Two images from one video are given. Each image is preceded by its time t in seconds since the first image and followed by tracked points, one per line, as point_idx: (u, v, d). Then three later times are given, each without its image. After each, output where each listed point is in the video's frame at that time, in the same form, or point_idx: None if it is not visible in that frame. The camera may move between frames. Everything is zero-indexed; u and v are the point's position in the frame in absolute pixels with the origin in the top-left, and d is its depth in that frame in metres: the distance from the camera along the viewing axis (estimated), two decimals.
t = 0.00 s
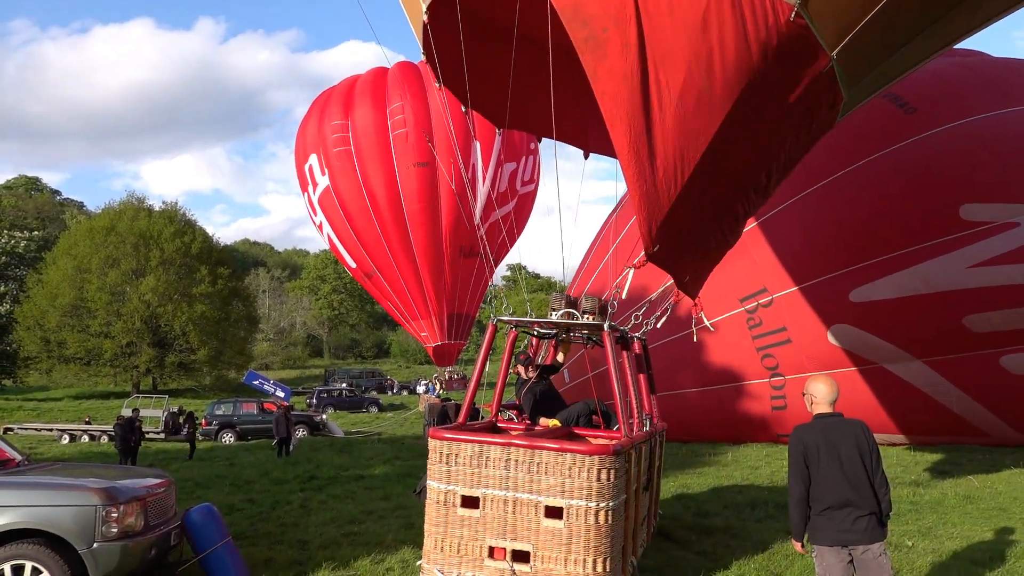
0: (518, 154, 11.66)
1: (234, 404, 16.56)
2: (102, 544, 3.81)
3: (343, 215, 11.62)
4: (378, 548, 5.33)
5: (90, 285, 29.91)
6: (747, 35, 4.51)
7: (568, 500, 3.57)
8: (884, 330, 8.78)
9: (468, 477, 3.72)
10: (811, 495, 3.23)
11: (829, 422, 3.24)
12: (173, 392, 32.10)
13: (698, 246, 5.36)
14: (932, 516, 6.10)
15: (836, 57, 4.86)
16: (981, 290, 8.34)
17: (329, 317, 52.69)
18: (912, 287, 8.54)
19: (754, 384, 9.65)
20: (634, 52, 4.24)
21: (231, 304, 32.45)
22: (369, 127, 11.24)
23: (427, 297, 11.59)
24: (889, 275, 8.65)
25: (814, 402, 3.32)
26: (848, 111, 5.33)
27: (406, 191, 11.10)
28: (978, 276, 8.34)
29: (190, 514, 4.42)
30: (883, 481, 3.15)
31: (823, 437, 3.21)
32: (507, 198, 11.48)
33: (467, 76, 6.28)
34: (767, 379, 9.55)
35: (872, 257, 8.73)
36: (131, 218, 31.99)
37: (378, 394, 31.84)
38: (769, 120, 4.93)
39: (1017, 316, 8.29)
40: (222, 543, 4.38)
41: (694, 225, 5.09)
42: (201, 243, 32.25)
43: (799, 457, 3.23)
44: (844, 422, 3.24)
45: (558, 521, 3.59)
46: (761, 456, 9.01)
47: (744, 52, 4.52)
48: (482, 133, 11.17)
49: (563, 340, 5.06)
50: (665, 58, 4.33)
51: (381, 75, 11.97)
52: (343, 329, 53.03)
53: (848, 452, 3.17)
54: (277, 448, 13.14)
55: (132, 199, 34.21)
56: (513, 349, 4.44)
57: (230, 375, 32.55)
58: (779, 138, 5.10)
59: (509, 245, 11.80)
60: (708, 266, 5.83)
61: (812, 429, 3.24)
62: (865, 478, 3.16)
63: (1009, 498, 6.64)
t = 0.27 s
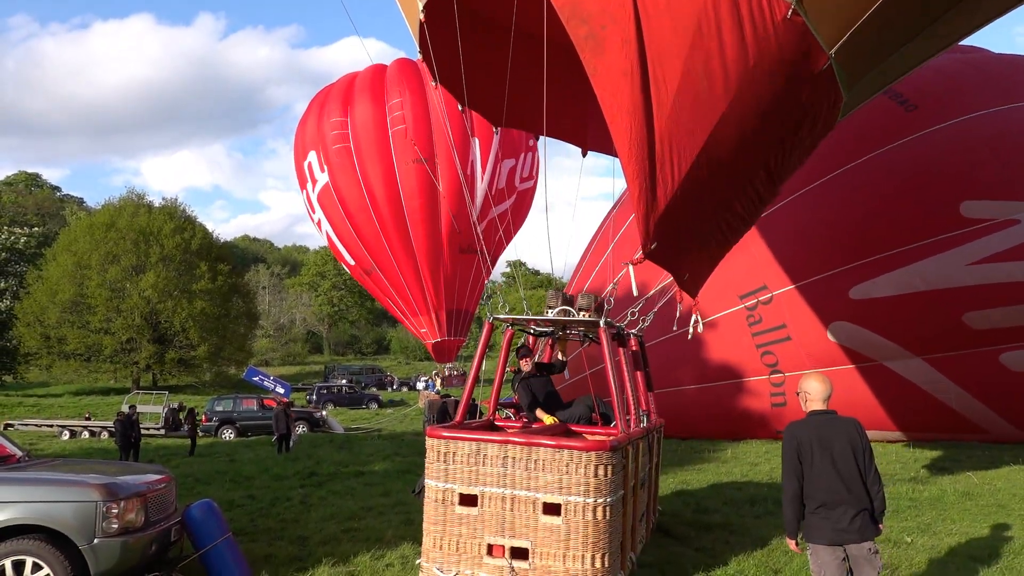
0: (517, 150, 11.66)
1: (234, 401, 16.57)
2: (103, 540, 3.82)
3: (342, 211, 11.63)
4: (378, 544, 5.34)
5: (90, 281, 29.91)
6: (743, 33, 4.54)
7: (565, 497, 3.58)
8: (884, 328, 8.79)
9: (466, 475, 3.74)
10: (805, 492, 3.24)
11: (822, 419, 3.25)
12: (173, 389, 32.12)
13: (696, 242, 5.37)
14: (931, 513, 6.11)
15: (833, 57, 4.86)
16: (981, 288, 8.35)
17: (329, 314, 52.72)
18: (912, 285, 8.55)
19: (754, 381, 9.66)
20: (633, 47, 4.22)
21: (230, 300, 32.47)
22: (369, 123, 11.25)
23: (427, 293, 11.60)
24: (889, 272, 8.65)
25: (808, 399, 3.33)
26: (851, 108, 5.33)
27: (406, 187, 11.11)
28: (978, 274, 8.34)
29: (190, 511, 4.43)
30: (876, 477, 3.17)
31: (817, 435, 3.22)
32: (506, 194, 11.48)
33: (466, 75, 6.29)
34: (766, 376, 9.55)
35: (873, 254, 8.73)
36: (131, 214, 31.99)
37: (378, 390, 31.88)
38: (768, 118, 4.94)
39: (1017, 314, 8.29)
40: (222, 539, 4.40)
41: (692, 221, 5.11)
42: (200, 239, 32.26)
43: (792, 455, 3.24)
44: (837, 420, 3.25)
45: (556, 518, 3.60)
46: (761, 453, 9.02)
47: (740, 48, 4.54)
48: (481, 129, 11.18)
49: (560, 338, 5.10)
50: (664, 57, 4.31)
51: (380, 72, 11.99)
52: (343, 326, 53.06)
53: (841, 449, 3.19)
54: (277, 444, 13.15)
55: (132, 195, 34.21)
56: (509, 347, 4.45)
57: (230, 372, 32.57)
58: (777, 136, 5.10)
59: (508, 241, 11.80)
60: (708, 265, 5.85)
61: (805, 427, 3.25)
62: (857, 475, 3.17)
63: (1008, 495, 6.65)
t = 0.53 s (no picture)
0: (515, 147, 11.66)
1: (234, 398, 16.58)
2: (102, 537, 3.82)
3: (341, 209, 11.61)
4: (378, 541, 5.35)
5: (90, 279, 29.90)
6: (739, 30, 4.54)
7: (562, 494, 3.59)
8: (883, 326, 8.79)
9: (462, 474, 3.74)
10: (798, 489, 3.25)
11: (813, 416, 3.26)
12: (172, 386, 32.14)
13: (695, 239, 5.37)
14: (930, 510, 6.12)
15: (828, 56, 4.87)
16: (980, 286, 8.35)
17: (329, 311, 52.72)
18: (912, 283, 8.55)
19: (754, 379, 9.66)
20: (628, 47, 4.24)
21: (230, 298, 32.47)
22: (367, 121, 11.23)
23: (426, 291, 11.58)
24: (888, 270, 8.65)
25: (798, 398, 3.34)
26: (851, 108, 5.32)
27: (404, 184, 11.09)
28: (977, 272, 8.35)
29: (190, 507, 4.44)
30: (867, 472, 3.16)
31: (809, 431, 3.22)
32: (505, 191, 11.48)
33: (465, 72, 6.29)
34: (766, 374, 9.56)
35: (872, 252, 8.74)
36: (130, 211, 31.96)
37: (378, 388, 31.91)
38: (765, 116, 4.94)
39: (1017, 312, 8.30)
40: (222, 536, 4.41)
41: (690, 219, 5.12)
42: (200, 236, 32.26)
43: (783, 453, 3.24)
44: (827, 416, 3.25)
45: (553, 515, 3.61)
46: (760, 450, 9.03)
47: (735, 46, 4.56)
48: (480, 126, 11.18)
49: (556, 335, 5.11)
50: (658, 56, 4.33)
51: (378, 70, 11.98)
52: (342, 323, 53.09)
53: (831, 445, 3.19)
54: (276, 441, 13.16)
55: (132, 192, 34.20)
56: (505, 347, 4.45)
57: (230, 369, 32.58)
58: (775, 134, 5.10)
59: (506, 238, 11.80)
60: (708, 263, 5.85)
61: (797, 424, 3.26)
62: (849, 470, 3.17)
63: (1007, 492, 6.66)
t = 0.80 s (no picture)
0: (514, 145, 11.66)
1: (234, 395, 16.60)
2: (102, 534, 3.82)
3: (340, 207, 11.59)
4: (377, 538, 5.36)
5: (90, 276, 29.91)
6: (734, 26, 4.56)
7: (561, 491, 3.60)
8: (884, 323, 8.79)
9: (461, 473, 3.74)
10: (787, 487, 3.27)
11: (802, 416, 3.30)
12: (172, 383, 32.15)
13: (694, 238, 5.36)
14: (930, 507, 6.13)
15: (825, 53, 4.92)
16: (980, 283, 8.35)
17: (328, 309, 52.75)
18: (913, 281, 8.54)
19: (754, 375, 9.67)
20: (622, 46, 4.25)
21: (230, 295, 32.49)
22: (366, 118, 11.22)
23: (426, 288, 11.55)
24: (888, 267, 8.65)
25: (786, 399, 3.37)
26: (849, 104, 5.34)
27: (404, 180, 11.08)
28: (978, 269, 8.35)
29: (190, 504, 4.45)
30: (854, 470, 3.19)
31: (797, 430, 3.25)
32: (504, 188, 11.47)
33: (465, 69, 6.28)
34: (766, 371, 9.57)
35: (872, 249, 8.73)
36: (130, 208, 31.97)
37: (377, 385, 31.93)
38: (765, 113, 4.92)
39: (1018, 309, 8.29)
40: (222, 533, 4.42)
41: (689, 218, 5.10)
42: (200, 234, 32.27)
43: (772, 452, 3.27)
44: (815, 416, 3.29)
45: (552, 512, 3.62)
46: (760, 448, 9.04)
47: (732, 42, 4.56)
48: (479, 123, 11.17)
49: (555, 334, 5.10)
50: (654, 52, 4.33)
51: (377, 67, 11.95)
52: (342, 321, 53.12)
53: (817, 443, 3.23)
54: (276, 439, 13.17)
55: (131, 189, 34.20)
56: (504, 343, 4.58)
57: (230, 366, 32.59)
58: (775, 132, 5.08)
59: (506, 235, 11.79)
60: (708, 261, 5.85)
61: (786, 424, 3.29)
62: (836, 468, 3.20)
63: (1006, 489, 6.67)
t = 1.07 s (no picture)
0: (514, 142, 11.66)
1: (234, 392, 16.60)
2: (102, 530, 3.83)
3: (340, 204, 11.58)
4: (377, 535, 5.36)
5: (90, 273, 29.90)
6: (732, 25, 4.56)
7: (559, 488, 3.61)
8: (884, 321, 8.78)
9: (460, 470, 3.75)
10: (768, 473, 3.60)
11: (784, 408, 3.64)
12: (172, 380, 32.15)
13: (692, 236, 5.35)
14: (929, 504, 6.13)
15: (823, 50, 4.87)
16: (981, 280, 8.35)
17: (329, 306, 52.79)
18: (913, 279, 8.53)
19: (753, 373, 9.67)
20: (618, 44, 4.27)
21: (231, 293, 32.50)
22: (366, 116, 11.23)
23: (426, 285, 11.53)
24: (888, 265, 8.65)
25: (773, 391, 3.71)
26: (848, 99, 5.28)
27: (404, 178, 11.07)
28: (978, 266, 8.35)
29: (190, 502, 4.46)
30: (831, 462, 3.50)
31: (779, 419, 3.60)
32: (504, 185, 11.48)
33: (464, 66, 6.27)
34: (766, 368, 9.57)
35: (871, 247, 8.73)
36: (130, 206, 31.96)
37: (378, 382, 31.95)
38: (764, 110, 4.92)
39: (1018, 307, 8.30)
40: (221, 530, 4.43)
41: (688, 215, 5.11)
42: (200, 231, 32.28)
43: (755, 439, 3.62)
44: (797, 410, 3.62)
45: (551, 509, 3.63)
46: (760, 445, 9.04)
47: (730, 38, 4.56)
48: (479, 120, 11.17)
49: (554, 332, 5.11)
50: (650, 50, 4.35)
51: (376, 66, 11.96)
52: (343, 318, 53.16)
53: (798, 435, 3.56)
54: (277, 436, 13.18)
55: (132, 186, 34.20)
56: (503, 342, 4.58)
57: (230, 364, 32.60)
58: (774, 129, 5.08)
59: (505, 233, 11.80)
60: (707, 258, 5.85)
61: (769, 414, 3.64)
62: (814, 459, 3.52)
63: (1006, 487, 6.67)
